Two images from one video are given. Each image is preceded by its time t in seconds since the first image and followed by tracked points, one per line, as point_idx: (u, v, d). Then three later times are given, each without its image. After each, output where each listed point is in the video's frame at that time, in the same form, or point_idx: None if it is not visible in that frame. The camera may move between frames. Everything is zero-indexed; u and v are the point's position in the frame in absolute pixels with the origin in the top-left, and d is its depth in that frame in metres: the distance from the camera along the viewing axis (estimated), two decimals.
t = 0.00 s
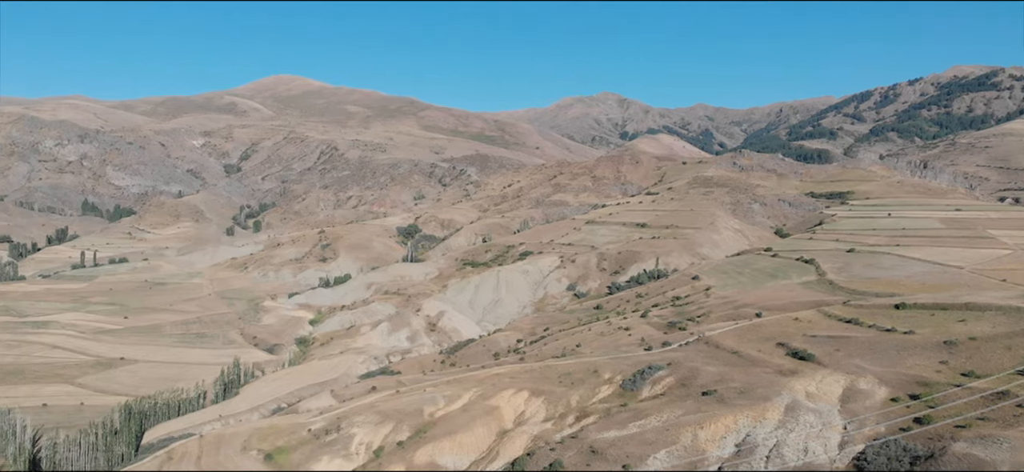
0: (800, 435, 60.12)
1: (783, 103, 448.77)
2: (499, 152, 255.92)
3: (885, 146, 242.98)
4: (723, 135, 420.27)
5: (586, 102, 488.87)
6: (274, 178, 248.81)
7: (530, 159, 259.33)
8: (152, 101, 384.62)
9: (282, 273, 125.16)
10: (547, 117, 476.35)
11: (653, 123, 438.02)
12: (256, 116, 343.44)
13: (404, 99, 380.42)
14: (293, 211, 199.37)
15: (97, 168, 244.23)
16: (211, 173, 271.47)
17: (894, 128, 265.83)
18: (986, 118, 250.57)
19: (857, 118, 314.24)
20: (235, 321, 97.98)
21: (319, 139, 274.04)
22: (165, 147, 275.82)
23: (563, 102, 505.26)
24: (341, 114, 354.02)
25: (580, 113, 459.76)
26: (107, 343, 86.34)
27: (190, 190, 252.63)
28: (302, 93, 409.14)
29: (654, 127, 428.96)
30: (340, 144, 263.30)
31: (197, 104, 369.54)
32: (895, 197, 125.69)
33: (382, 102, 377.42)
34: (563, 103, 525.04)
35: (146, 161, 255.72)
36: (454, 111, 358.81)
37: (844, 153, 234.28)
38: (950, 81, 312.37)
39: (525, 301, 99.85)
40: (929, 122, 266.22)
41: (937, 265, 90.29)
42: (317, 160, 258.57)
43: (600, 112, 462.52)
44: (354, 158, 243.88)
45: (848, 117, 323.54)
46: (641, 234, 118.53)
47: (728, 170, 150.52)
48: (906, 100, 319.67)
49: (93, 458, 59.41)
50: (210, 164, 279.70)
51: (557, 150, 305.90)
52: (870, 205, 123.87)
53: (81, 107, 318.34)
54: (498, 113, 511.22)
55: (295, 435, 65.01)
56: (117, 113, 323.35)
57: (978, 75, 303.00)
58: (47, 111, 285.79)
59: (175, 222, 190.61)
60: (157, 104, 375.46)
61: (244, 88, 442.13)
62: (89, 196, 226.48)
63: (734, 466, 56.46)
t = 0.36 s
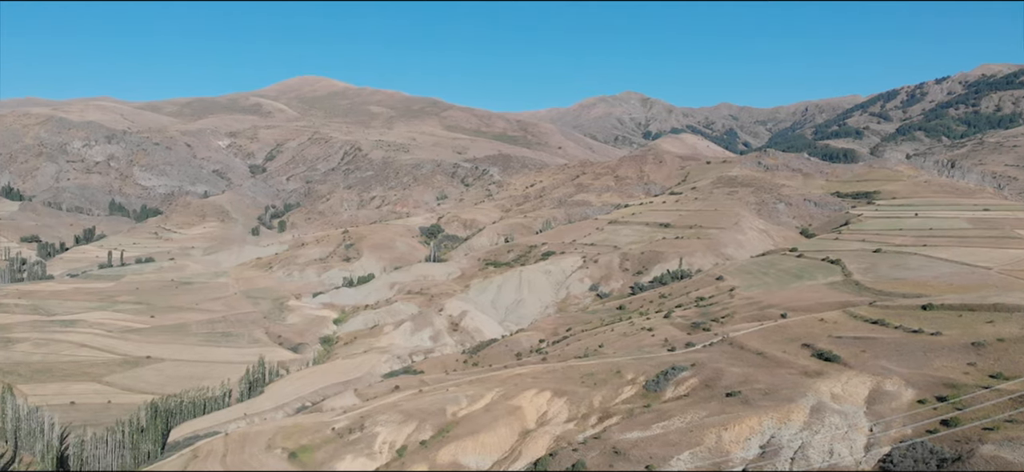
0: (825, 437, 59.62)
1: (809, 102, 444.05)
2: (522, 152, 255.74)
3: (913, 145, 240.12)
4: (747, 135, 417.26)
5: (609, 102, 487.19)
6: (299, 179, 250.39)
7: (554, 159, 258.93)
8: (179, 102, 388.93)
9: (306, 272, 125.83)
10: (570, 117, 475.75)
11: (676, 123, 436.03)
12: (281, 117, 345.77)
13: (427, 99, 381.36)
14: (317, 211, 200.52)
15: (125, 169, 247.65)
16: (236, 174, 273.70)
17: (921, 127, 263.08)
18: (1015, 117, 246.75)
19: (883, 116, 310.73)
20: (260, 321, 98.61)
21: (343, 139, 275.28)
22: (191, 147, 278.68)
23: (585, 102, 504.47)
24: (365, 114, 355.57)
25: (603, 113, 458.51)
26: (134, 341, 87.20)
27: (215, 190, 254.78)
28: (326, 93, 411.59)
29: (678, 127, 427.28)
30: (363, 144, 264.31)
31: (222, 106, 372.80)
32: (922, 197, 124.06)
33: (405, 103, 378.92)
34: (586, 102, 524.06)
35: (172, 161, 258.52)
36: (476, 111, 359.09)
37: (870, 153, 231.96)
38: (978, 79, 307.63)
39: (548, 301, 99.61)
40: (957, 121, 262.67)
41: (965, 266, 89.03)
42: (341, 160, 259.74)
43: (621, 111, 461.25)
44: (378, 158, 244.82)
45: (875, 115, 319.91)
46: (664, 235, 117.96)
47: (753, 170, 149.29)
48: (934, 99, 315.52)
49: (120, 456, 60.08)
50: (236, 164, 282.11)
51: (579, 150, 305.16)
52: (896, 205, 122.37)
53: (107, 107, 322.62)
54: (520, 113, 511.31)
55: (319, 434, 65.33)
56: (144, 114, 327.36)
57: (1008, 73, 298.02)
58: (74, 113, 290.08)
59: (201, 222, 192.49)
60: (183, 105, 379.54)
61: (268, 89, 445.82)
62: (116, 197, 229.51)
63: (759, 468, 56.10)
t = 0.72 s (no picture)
0: (851, 439, 59.04)
1: (834, 102, 439.38)
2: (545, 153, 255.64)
3: (941, 144, 237.19)
4: (773, 134, 413.98)
5: (632, 101, 485.45)
6: (323, 179, 251.87)
7: (577, 159, 258.61)
8: (205, 103, 393.00)
9: (331, 272, 126.45)
10: (592, 117, 475.17)
11: (700, 123, 433.46)
12: (305, 118, 347.85)
13: (449, 99, 382.07)
14: (342, 211, 201.61)
15: (152, 169, 250.78)
16: (262, 174, 275.75)
17: (949, 126, 259.46)
18: None
19: (910, 115, 307.00)
20: (285, 320, 99.26)
21: (367, 140, 276.43)
22: (217, 148, 281.28)
23: (607, 102, 503.44)
24: (388, 115, 357.07)
25: (626, 112, 457.23)
26: (160, 340, 88.03)
27: (241, 190, 256.56)
28: (349, 94, 414.01)
29: (702, 127, 425.33)
30: (387, 145, 265.27)
31: (247, 106, 375.96)
32: (950, 197, 122.44)
33: (428, 103, 380.03)
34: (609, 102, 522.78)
35: (199, 162, 261.18)
36: (499, 111, 359.33)
37: (897, 153, 229.59)
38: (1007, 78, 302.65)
39: (571, 301, 99.41)
40: (985, 120, 258.94)
41: (994, 267, 87.78)
42: (365, 160, 260.78)
43: (644, 111, 459.78)
44: (401, 158, 245.57)
45: (901, 114, 316.22)
46: (688, 235, 117.25)
47: (779, 170, 148.09)
48: (962, 97, 310.75)
49: (146, 454, 60.74)
50: (261, 165, 284.26)
51: (602, 150, 304.25)
52: (924, 205, 120.87)
53: (134, 109, 326.92)
54: (542, 113, 510.98)
55: (343, 433, 65.68)
56: (170, 116, 331.11)
57: None
58: (102, 114, 294.07)
59: (227, 222, 194.30)
60: (209, 106, 383.17)
61: (293, 90, 449.03)
62: (143, 197, 232.33)
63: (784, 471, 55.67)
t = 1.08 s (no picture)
0: (877, 441, 58.45)
1: (860, 100, 434.16)
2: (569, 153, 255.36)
3: (969, 143, 233.75)
4: (799, 133, 411.08)
5: (656, 100, 482.54)
6: (347, 180, 252.98)
7: (600, 159, 258.08)
8: (230, 104, 396.52)
9: (355, 272, 126.99)
10: (616, 116, 474.10)
11: (724, 122, 430.54)
12: (330, 118, 349.42)
13: (472, 100, 382.79)
14: (365, 211, 202.53)
15: (178, 170, 253.28)
16: (287, 175, 277.32)
17: (977, 125, 255.22)
18: None
19: (938, 115, 302.87)
20: (310, 319, 99.79)
21: (390, 141, 277.38)
22: (242, 149, 283.50)
23: (630, 101, 502.14)
24: (411, 115, 358.31)
25: (650, 112, 455.50)
26: (186, 339, 88.82)
27: (266, 191, 257.85)
28: (374, 95, 415.74)
29: (727, 126, 423.49)
30: (410, 145, 265.96)
31: (273, 107, 378.27)
32: (979, 197, 120.80)
33: (450, 103, 380.75)
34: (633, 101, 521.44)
35: (224, 162, 263.25)
36: (522, 111, 359.53)
37: (925, 153, 227.00)
38: None
39: (593, 302, 99.12)
40: (1014, 119, 254.56)
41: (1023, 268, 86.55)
42: (388, 161, 261.72)
43: (668, 110, 458.14)
44: (424, 158, 246.13)
45: (929, 113, 312.27)
46: (711, 235, 116.51)
47: (804, 170, 146.98)
48: (991, 96, 304.88)
49: (172, 452, 61.35)
50: (286, 166, 286.13)
51: (625, 150, 303.05)
52: (952, 205, 119.47)
53: (160, 109, 330.53)
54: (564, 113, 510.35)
55: (366, 431, 66.00)
56: (196, 116, 334.43)
57: None
58: (129, 115, 297.75)
59: (252, 222, 195.97)
60: (234, 106, 386.33)
61: (318, 91, 451.76)
62: (170, 197, 234.79)
63: None
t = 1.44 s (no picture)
0: (905, 444, 57.81)
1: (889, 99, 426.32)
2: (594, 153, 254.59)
3: (1000, 144, 220.58)
4: (827, 133, 405.48)
5: (682, 99, 479.44)
6: (373, 180, 253.92)
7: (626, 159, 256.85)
8: (259, 105, 399.90)
9: (380, 272, 127.51)
10: (642, 116, 472.52)
11: (751, 121, 427.05)
12: (356, 119, 351.06)
13: (497, 100, 383.08)
14: (391, 211, 203.29)
15: (207, 170, 255.86)
16: (313, 176, 278.80)
17: (1008, 125, 238.06)
18: None
19: (968, 114, 293.19)
20: (336, 318, 100.30)
21: (416, 141, 278.10)
22: (270, 149, 285.54)
23: (656, 101, 500.02)
24: (437, 116, 359.11)
25: (677, 111, 453.08)
26: (214, 338, 89.65)
27: (294, 191, 258.74)
28: (401, 95, 417.31)
29: (754, 125, 419.96)
30: (435, 145, 266.38)
31: (301, 108, 380.67)
32: (1011, 197, 118.91)
33: (475, 104, 381.41)
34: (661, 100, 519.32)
35: (252, 163, 265.24)
36: (547, 111, 359.42)
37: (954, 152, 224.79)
38: None
39: (618, 302, 98.78)
40: None
41: None
42: (413, 161, 262.42)
43: (695, 109, 455.61)
44: (449, 158, 246.63)
45: (959, 113, 302.92)
46: (738, 235, 115.63)
47: (833, 170, 145.57)
48: None
49: (199, 450, 62.04)
50: (313, 166, 287.97)
51: (650, 150, 301.83)
52: (984, 205, 117.80)
53: (188, 110, 334.41)
54: (589, 113, 509.51)
55: (391, 430, 66.30)
56: (223, 116, 337.81)
57: None
58: (158, 116, 301.39)
59: (279, 222, 197.76)
60: (262, 107, 389.71)
61: (343, 92, 454.55)
62: (198, 197, 237.43)
63: None
